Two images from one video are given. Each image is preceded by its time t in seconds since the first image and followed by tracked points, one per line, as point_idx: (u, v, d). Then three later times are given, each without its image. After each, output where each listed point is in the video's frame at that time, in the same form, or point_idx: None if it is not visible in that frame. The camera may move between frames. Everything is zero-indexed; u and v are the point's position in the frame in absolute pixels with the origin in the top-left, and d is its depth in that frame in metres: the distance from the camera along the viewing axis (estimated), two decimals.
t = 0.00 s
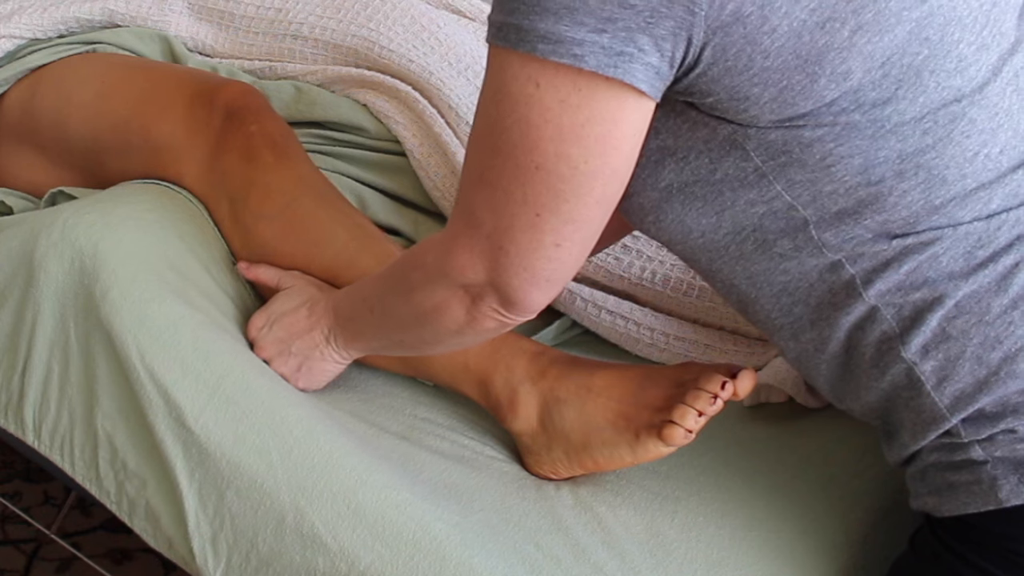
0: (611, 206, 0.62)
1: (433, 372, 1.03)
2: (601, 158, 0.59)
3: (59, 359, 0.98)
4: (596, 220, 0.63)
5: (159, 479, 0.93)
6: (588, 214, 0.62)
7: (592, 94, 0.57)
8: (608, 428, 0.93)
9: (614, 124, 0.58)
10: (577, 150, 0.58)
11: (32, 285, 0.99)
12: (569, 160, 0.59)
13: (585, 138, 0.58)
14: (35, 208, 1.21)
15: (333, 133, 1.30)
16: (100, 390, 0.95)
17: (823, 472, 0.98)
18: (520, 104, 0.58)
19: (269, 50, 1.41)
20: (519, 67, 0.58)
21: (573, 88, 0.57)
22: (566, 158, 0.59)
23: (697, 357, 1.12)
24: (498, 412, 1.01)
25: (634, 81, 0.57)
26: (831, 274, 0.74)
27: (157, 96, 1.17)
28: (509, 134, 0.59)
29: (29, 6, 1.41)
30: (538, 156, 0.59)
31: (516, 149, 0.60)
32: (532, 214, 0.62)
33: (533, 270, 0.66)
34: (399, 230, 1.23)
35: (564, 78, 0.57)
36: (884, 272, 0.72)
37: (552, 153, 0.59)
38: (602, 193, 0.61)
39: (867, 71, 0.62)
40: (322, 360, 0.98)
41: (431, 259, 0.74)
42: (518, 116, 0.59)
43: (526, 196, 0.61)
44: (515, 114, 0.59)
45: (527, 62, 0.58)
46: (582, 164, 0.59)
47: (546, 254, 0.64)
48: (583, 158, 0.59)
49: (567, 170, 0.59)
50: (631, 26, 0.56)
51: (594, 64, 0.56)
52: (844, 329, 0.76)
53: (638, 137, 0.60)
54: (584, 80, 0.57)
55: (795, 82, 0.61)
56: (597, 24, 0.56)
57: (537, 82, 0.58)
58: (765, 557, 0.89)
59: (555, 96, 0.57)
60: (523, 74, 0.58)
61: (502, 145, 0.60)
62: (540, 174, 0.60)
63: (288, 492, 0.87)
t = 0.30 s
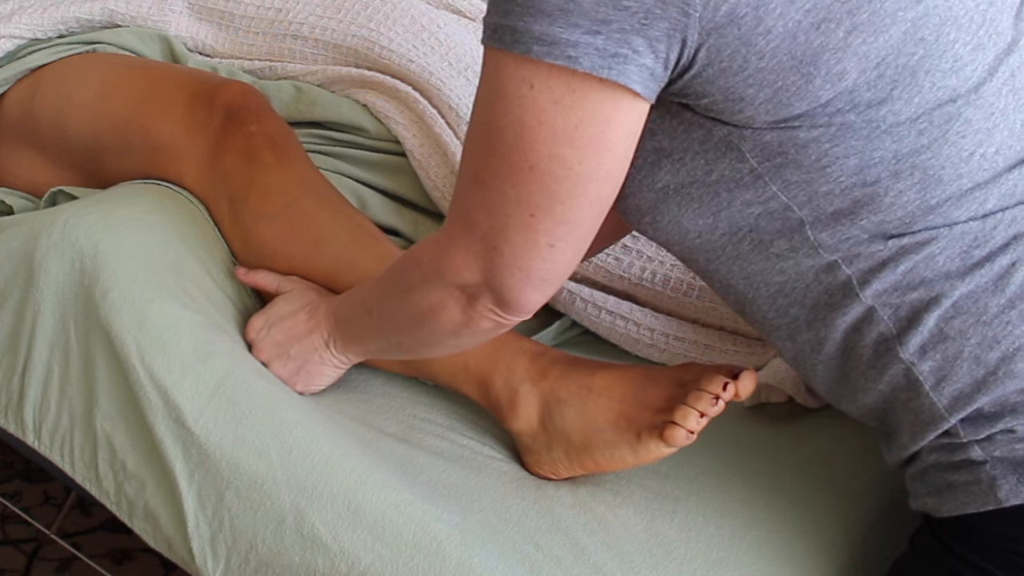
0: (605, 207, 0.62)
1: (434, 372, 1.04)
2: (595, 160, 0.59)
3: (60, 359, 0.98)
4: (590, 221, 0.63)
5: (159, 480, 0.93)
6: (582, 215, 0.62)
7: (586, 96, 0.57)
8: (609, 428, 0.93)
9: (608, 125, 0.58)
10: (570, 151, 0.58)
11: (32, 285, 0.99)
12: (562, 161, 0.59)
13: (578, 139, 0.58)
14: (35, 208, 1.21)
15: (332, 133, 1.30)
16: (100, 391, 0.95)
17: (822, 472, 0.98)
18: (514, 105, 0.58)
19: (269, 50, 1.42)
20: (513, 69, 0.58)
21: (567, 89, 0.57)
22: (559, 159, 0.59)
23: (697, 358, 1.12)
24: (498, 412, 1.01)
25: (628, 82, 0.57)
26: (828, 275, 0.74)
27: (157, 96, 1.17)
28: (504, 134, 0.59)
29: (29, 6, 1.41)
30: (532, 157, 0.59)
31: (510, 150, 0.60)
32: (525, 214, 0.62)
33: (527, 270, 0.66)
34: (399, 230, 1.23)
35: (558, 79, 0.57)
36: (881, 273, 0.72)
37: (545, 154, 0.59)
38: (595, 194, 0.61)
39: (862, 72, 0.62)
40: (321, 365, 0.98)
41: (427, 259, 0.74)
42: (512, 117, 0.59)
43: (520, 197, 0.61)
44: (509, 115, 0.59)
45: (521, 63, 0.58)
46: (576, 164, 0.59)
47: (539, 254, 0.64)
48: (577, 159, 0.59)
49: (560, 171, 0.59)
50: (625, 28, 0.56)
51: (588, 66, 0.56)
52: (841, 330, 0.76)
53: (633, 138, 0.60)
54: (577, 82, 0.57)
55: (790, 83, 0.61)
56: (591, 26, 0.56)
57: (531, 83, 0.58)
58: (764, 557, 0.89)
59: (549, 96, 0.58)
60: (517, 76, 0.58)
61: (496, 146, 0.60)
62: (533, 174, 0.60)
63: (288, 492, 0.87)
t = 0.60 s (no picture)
0: (600, 208, 0.63)
1: (434, 373, 1.04)
2: (590, 161, 0.59)
3: (60, 360, 0.99)
4: (585, 222, 0.63)
5: (158, 481, 0.92)
6: (576, 216, 0.62)
7: (580, 97, 0.57)
8: (612, 430, 0.93)
9: (603, 127, 0.58)
10: (565, 153, 0.59)
11: (32, 286, 0.99)
12: (557, 162, 0.59)
13: (573, 141, 0.58)
14: (35, 208, 1.21)
15: (333, 133, 1.30)
16: (100, 391, 0.95)
17: (822, 472, 0.98)
18: (509, 107, 0.59)
19: (270, 50, 1.42)
20: (508, 71, 0.58)
21: (562, 91, 0.57)
22: (554, 160, 0.59)
23: (697, 358, 1.12)
24: (499, 413, 1.01)
25: (622, 84, 0.57)
26: (825, 275, 0.74)
27: (157, 96, 1.17)
28: (499, 136, 0.60)
29: (29, 6, 1.41)
30: (527, 159, 0.59)
31: (505, 152, 0.60)
32: (521, 215, 0.62)
33: (523, 271, 0.66)
34: (399, 231, 1.24)
35: (552, 81, 0.57)
36: (878, 273, 0.72)
37: (540, 155, 0.59)
38: (590, 195, 0.61)
39: (857, 73, 0.62)
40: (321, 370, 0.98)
41: (424, 259, 0.74)
42: (507, 118, 0.59)
43: (515, 198, 0.61)
44: (504, 117, 0.59)
45: (516, 65, 0.58)
46: (571, 166, 0.59)
47: (535, 255, 0.64)
48: (572, 160, 0.59)
49: (555, 172, 0.59)
50: (620, 30, 0.56)
51: (583, 67, 0.56)
52: (838, 330, 0.76)
53: (627, 140, 0.60)
54: (572, 84, 0.57)
55: (785, 84, 0.61)
56: (586, 27, 0.56)
57: (526, 85, 0.58)
58: (764, 557, 0.89)
59: (544, 98, 0.58)
60: (512, 78, 0.58)
61: (491, 148, 0.60)
62: (529, 176, 0.60)
63: (288, 493, 0.87)
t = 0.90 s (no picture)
0: (595, 210, 0.63)
1: (435, 374, 1.04)
2: (584, 163, 0.59)
3: (60, 360, 0.99)
4: (579, 224, 0.63)
5: (158, 481, 0.92)
6: (571, 218, 0.62)
7: (574, 100, 0.57)
8: (612, 431, 0.93)
9: (597, 130, 0.58)
10: (559, 155, 0.59)
11: (32, 286, 0.99)
12: (551, 164, 0.59)
13: (567, 143, 0.58)
14: (35, 208, 1.21)
15: (333, 134, 1.30)
16: (100, 392, 0.96)
17: (821, 472, 0.98)
18: (504, 109, 0.59)
19: (270, 50, 1.42)
20: (503, 73, 0.58)
21: (556, 94, 0.57)
22: (548, 163, 0.59)
23: (697, 358, 1.12)
24: (499, 414, 1.01)
25: (617, 87, 0.57)
26: (824, 277, 0.74)
27: (157, 97, 1.17)
28: (493, 138, 0.59)
29: (29, 7, 1.41)
30: (521, 161, 0.59)
31: (499, 153, 0.60)
32: (515, 217, 0.62)
33: (517, 271, 0.66)
34: (399, 231, 1.24)
35: (547, 84, 0.57)
36: (876, 275, 0.72)
37: (534, 158, 0.59)
38: (585, 197, 0.61)
39: (853, 74, 0.62)
40: (320, 373, 0.98)
41: (420, 260, 0.74)
42: (501, 120, 0.59)
43: (509, 200, 0.61)
44: (499, 119, 0.59)
45: (512, 67, 0.58)
46: (565, 168, 0.59)
47: (529, 256, 0.64)
48: (565, 163, 0.59)
49: (549, 174, 0.59)
50: (615, 33, 0.56)
51: (578, 70, 0.56)
52: (837, 332, 0.76)
53: (622, 143, 0.60)
54: (566, 86, 0.57)
55: (781, 86, 0.61)
56: (581, 30, 0.56)
57: (521, 87, 0.58)
58: (764, 557, 0.89)
59: (539, 101, 0.58)
60: (507, 80, 0.58)
61: (486, 150, 0.60)
62: (523, 178, 0.60)
63: (288, 493, 0.87)
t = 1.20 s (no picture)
0: (591, 218, 0.63)
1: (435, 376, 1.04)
2: (579, 173, 0.59)
3: (60, 360, 0.99)
4: (575, 232, 0.63)
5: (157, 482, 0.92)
6: (567, 227, 0.62)
7: (570, 110, 0.57)
8: (612, 433, 0.93)
9: (592, 139, 0.59)
10: (554, 164, 0.59)
11: (32, 287, 0.99)
12: (547, 173, 0.59)
13: (562, 153, 0.58)
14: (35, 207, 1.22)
15: (333, 134, 1.30)
16: (99, 393, 0.96)
17: (821, 473, 0.98)
18: (500, 118, 0.59)
19: (270, 50, 1.42)
20: (499, 81, 0.58)
21: (552, 103, 0.57)
22: (543, 172, 0.59)
23: (697, 358, 1.12)
24: (498, 415, 1.01)
25: (613, 96, 0.57)
26: (823, 285, 0.74)
27: (156, 97, 1.17)
28: (490, 147, 0.60)
29: (29, 7, 1.41)
30: (516, 170, 0.60)
31: (495, 162, 0.60)
32: (510, 224, 0.63)
33: (512, 277, 0.66)
34: (399, 231, 1.24)
35: (542, 94, 0.57)
36: (877, 282, 0.72)
37: (529, 166, 0.59)
38: (581, 206, 0.61)
39: (850, 83, 0.62)
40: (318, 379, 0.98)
41: (417, 264, 0.74)
42: (497, 129, 0.59)
43: (505, 208, 0.62)
44: (495, 128, 0.59)
45: (507, 76, 0.58)
46: (561, 178, 0.59)
47: (525, 263, 0.65)
48: (561, 172, 0.59)
49: (544, 183, 0.60)
50: (610, 42, 0.56)
51: (573, 80, 0.56)
52: (838, 341, 0.76)
53: (618, 152, 0.60)
54: (562, 97, 0.57)
55: (778, 95, 0.61)
56: (576, 41, 0.56)
57: (517, 97, 0.58)
58: (762, 558, 0.89)
59: (534, 110, 0.58)
60: (503, 89, 0.58)
61: (482, 158, 0.61)
62: (518, 186, 0.60)
63: (287, 494, 0.87)
